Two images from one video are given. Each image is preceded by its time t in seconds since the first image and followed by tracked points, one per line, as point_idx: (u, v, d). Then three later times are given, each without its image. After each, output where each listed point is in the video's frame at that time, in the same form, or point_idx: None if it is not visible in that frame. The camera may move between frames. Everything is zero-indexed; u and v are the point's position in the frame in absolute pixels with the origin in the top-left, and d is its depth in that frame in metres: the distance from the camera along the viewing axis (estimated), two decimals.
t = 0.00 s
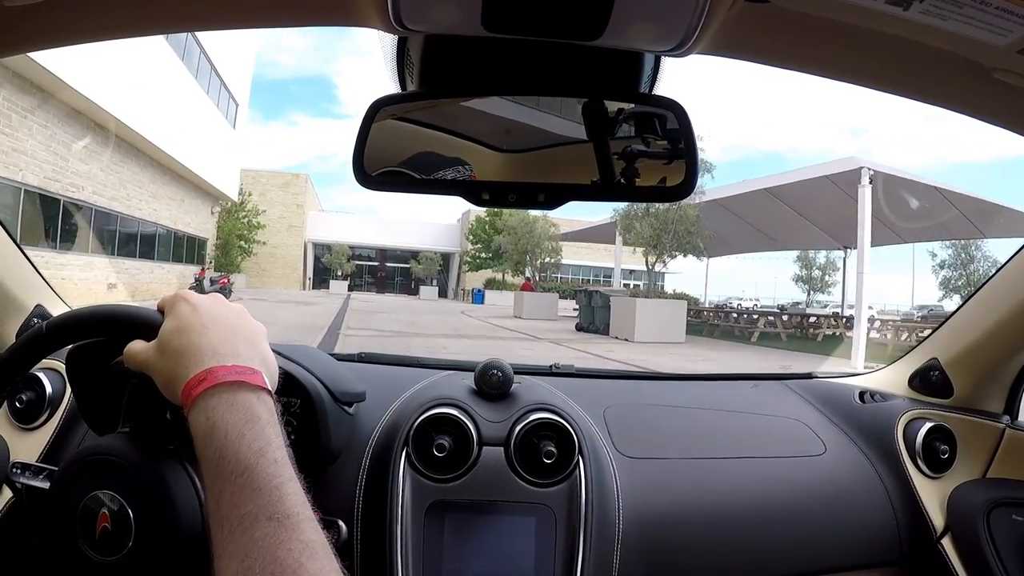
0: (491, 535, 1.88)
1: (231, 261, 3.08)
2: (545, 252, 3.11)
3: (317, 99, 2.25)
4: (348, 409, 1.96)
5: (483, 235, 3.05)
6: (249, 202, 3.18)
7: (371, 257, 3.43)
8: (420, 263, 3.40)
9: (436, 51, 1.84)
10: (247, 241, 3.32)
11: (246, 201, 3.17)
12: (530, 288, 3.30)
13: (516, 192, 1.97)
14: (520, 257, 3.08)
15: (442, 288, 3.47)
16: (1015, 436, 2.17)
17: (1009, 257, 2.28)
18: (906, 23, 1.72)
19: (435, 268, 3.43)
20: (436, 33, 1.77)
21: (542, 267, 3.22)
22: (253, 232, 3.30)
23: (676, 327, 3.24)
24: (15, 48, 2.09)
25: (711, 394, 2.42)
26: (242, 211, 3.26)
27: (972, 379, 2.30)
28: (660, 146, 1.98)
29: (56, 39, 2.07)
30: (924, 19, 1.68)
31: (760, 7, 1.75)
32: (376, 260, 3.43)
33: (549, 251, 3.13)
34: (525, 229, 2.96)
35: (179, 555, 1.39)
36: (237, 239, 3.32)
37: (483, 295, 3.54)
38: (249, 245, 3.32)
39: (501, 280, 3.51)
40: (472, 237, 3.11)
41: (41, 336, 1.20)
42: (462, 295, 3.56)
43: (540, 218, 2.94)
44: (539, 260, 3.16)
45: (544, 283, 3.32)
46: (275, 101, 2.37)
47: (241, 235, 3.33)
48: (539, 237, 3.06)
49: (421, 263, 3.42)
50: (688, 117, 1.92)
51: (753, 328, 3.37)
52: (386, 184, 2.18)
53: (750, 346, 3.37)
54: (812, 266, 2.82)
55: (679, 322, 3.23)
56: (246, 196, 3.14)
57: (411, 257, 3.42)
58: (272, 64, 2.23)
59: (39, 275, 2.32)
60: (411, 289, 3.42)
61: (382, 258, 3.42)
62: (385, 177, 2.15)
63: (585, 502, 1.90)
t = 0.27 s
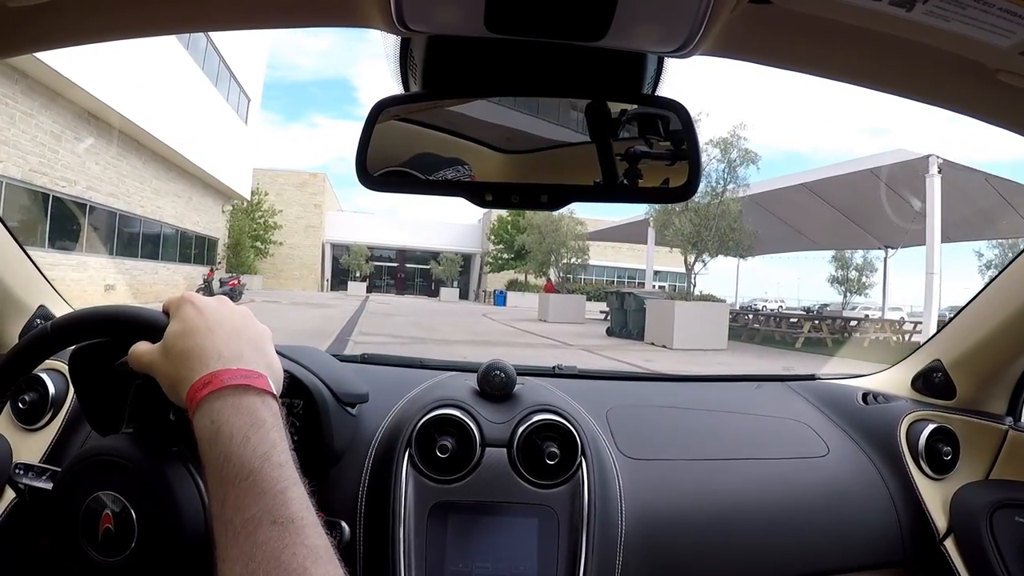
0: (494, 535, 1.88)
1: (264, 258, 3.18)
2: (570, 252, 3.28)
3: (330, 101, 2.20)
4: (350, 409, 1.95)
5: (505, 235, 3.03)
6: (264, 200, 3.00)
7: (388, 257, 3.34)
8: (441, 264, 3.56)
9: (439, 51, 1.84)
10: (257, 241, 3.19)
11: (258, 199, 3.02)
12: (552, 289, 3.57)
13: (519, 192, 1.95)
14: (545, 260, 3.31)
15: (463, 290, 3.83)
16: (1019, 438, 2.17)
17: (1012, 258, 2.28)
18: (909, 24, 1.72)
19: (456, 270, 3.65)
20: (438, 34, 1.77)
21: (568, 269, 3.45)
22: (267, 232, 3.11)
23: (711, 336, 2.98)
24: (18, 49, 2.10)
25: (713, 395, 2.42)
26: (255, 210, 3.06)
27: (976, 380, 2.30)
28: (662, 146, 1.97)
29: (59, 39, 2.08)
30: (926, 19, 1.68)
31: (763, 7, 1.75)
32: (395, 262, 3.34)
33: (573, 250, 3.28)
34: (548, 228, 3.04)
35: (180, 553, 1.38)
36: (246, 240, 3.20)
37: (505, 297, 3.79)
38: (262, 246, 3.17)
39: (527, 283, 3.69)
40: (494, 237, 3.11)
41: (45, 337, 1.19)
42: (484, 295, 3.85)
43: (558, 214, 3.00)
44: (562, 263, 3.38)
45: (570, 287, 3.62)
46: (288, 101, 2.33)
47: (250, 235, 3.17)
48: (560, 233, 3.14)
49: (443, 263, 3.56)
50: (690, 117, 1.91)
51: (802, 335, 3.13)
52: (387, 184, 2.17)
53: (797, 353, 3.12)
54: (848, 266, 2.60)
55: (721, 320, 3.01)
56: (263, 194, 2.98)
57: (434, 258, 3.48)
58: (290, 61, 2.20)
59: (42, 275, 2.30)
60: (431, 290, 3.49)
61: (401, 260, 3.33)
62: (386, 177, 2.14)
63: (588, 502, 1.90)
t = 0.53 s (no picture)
0: (495, 537, 1.88)
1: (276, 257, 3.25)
2: (596, 251, 3.09)
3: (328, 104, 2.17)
4: (351, 411, 1.95)
5: (525, 234, 3.01)
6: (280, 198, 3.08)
7: (404, 257, 3.32)
8: (458, 265, 3.39)
9: (440, 52, 1.84)
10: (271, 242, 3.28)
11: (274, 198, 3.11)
12: (571, 291, 3.27)
13: (519, 194, 1.93)
14: (569, 257, 3.10)
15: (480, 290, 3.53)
16: (1020, 438, 2.17)
17: (1014, 258, 2.28)
18: (908, 24, 1.72)
19: (474, 272, 3.43)
20: (438, 36, 1.77)
21: (594, 268, 3.18)
22: (282, 232, 3.17)
23: (751, 339, 2.83)
24: (18, 52, 2.10)
25: (714, 396, 2.43)
26: (270, 210, 3.14)
27: (976, 380, 2.30)
28: (662, 148, 1.96)
29: (59, 42, 2.08)
30: (927, 19, 1.68)
31: (762, 8, 1.75)
32: (413, 262, 3.34)
33: (601, 250, 3.11)
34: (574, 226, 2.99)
35: (185, 559, 1.38)
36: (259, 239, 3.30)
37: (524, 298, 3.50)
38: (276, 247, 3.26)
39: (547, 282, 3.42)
40: (513, 238, 3.07)
41: (48, 338, 1.17)
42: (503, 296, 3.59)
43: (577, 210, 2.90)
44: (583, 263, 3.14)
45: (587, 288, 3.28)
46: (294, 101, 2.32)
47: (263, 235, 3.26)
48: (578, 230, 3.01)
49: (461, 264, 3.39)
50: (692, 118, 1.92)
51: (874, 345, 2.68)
52: (388, 186, 2.18)
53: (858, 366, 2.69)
54: (884, 267, 2.51)
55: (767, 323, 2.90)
56: (278, 193, 3.06)
57: (452, 259, 3.33)
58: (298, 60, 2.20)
59: (41, 275, 2.34)
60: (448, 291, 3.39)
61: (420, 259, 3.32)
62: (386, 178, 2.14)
63: (589, 504, 1.90)
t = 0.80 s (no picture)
0: (495, 537, 1.89)
1: (287, 257, 3.37)
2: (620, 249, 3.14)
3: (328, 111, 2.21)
4: (351, 411, 1.95)
5: (545, 234, 2.99)
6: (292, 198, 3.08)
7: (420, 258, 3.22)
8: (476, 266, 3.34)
9: (440, 52, 1.84)
10: (280, 241, 3.36)
11: (286, 197, 3.10)
12: (591, 292, 3.58)
13: (520, 194, 1.93)
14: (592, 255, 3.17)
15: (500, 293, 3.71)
16: (1020, 439, 2.17)
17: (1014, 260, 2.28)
18: (909, 24, 1.72)
19: (492, 271, 3.40)
20: (438, 36, 1.77)
21: (617, 267, 3.28)
22: (295, 232, 3.26)
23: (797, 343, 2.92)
24: (19, 51, 2.10)
25: (714, 397, 2.43)
26: (281, 209, 3.16)
27: (976, 382, 2.30)
28: (663, 148, 1.97)
29: (60, 42, 2.08)
30: (927, 20, 1.68)
31: (763, 8, 1.75)
32: (430, 262, 3.23)
33: (626, 247, 3.18)
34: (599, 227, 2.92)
35: (185, 561, 1.37)
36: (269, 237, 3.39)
37: (544, 299, 3.73)
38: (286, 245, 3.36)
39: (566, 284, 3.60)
40: (532, 238, 3.05)
41: (54, 333, 1.16)
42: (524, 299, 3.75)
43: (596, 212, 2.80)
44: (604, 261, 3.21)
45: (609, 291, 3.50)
46: (299, 97, 2.35)
47: (273, 234, 3.34)
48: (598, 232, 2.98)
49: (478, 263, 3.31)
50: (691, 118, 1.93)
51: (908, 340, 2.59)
52: (389, 186, 2.17)
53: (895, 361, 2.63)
54: (920, 267, 2.57)
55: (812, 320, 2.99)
56: (288, 191, 3.02)
57: (469, 259, 3.26)
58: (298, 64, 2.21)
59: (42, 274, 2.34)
60: (467, 292, 3.45)
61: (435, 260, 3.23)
62: (386, 178, 2.14)
63: (589, 504, 1.90)
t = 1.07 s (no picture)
0: (499, 536, 1.89)
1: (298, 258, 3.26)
2: (649, 249, 3.07)
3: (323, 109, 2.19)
4: (354, 411, 1.95)
5: (564, 233, 2.98)
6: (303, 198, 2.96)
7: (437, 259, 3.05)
8: (494, 265, 3.13)
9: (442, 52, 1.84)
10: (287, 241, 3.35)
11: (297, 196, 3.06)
12: (614, 293, 3.26)
13: (522, 195, 1.96)
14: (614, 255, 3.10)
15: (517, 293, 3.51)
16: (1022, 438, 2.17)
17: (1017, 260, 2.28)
18: (910, 23, 1.72)
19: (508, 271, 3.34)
20: (441, 36, 1.77)
21: (647, 266, 3.12)
22: (306, 231, 3.12)
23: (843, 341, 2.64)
24: (22, 51, 2.11)
25: (716, 396, 2.43)
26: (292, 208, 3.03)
27: (978, 381, 2.30)
28: (665, 147, 1.97)
29: (63, 42, 2.08)
30: (929, 20, 1.68)
31: (765, 8, 1.75)
32: (445, 263, 3.04)
33: (655, 249, 3.09)
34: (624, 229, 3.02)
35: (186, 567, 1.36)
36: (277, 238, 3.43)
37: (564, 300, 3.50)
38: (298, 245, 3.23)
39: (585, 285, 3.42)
40: (551, 237, 3.04)
41: (104, 321, 1.21)
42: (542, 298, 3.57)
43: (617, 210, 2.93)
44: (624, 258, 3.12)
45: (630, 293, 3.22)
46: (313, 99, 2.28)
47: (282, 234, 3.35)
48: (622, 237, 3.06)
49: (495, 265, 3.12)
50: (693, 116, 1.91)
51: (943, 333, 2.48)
52: (392, 186, 2.17)
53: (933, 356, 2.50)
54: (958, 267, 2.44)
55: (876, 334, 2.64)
56: (301, 189, 2.98)
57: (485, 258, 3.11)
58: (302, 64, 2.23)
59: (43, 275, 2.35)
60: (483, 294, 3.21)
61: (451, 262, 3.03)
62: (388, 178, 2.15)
63: (592, 504, 1.90)
